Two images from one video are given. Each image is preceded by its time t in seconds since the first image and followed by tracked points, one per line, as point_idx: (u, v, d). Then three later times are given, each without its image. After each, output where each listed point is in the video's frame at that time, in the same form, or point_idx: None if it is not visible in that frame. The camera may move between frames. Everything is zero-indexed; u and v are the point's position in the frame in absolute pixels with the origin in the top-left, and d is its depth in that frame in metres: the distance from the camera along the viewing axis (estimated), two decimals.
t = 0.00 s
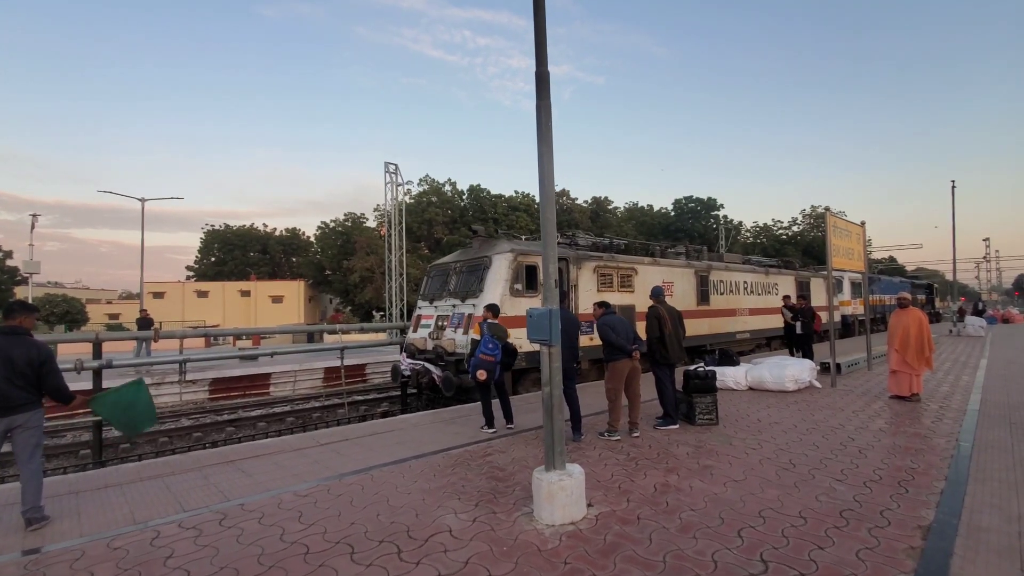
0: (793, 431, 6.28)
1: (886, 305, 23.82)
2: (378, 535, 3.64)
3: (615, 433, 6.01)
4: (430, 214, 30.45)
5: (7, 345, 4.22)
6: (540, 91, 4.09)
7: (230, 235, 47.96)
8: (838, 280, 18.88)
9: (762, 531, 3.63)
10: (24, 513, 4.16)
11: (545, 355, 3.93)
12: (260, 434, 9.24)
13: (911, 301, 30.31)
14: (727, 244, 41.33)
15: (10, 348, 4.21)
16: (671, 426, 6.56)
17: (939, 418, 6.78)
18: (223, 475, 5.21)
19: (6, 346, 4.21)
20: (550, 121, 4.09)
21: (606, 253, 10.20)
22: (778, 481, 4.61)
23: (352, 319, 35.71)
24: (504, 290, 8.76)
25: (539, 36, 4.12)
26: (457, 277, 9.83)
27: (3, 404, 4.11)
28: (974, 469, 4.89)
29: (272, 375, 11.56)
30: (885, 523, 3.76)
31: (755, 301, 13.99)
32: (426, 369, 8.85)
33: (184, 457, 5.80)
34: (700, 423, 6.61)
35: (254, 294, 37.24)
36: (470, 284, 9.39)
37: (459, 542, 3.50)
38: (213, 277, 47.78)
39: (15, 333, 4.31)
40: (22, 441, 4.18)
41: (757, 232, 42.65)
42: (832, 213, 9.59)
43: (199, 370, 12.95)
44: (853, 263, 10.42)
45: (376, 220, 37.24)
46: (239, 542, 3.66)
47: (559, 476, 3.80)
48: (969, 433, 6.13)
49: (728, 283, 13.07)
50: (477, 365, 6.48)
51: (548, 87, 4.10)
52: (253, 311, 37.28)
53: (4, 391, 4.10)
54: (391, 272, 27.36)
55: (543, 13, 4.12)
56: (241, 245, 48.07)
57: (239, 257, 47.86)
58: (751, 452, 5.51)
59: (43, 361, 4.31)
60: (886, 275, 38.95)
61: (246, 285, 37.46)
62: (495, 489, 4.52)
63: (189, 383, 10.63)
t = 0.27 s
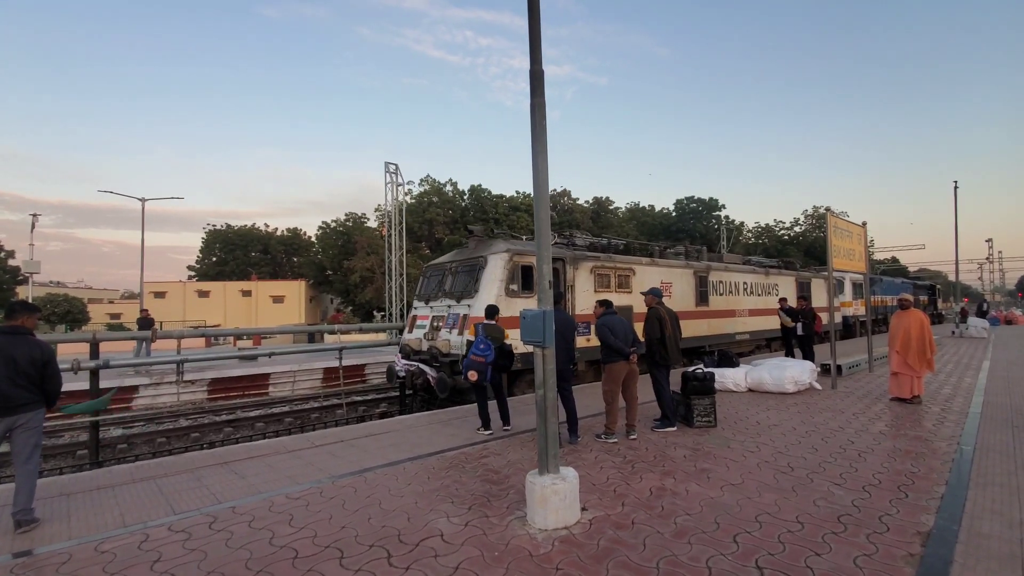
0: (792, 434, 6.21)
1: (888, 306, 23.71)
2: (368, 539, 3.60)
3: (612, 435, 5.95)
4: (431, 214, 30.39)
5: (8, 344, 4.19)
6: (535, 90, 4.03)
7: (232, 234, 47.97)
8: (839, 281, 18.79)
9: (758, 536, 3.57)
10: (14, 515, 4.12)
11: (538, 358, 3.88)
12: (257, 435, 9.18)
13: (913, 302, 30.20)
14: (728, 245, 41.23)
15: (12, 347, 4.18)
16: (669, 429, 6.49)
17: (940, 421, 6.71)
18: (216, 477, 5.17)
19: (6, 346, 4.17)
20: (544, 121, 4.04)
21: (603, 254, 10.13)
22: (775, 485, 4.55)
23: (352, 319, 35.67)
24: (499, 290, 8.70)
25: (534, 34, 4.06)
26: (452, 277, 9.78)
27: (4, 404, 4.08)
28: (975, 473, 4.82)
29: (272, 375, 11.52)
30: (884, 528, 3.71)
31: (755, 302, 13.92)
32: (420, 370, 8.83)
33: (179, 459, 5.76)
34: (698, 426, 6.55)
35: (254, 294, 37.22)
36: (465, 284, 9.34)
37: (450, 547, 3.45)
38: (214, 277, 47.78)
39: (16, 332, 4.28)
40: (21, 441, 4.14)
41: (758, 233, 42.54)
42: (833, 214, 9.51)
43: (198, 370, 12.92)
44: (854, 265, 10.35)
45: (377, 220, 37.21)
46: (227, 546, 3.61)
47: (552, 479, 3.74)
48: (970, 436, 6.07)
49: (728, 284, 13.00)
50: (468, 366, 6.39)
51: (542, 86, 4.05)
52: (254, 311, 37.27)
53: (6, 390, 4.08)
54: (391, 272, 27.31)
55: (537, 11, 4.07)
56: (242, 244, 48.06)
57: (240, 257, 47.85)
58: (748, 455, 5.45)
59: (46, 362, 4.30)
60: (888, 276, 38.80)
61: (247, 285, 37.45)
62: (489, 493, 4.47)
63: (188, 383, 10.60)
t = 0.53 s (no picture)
0: (790, 434, 6.19)
1: (889, 305, 23.65)
2: (361, 540, 3.58)
3: (609, 436, 5.93)
4: (432, 214, 30.36)
5: (17, 345, 4.22)
6: (529, 89, 4.01)
7: (233, 235, 48.00)
8: (839, 281, 18.74)
9: (752, 537, 3.55)
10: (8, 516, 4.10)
11: (532, 358, 3.86)
12: (256, 435, 9.15)
13: (914, 302, 30.12)
14: (729, 245, 41.16)
15: (21, 347, 4.21)
16: (666, 429, 6.47)
17: (939, 421, 6.68)
18: (211, 477, 5.15)
19: (16, 346, 4.20)
20: (538, 119, 4.02)
21: (600, 253, 10.11)
22: (771, 485, 4.53)
23: (353, 319, 35.66)
24: (494, 290, 8.70)
25: (527, 33, 4.04)
26: (448, 277, 9.76)
27: (8, 404, 4.08)
28: (973, 474, 4.80)
29: (271, 375, 11.51)
30: (880, 529, 3.68)
31: (754, 301, 13.90)
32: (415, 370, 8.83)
33: (175, 459, 5.74)
34: (696, 426, 6.51)
35: (255, 295, 37.23)
36: (460, 284, 9.33)
37: (442, 548, 3.43)
38: (215, 277, 47.80)
39: (25, 332, 4.31)
40: (20, 441, 4.13)
41: (759, 233, 42.49)
42: (832, 213, 9.48)
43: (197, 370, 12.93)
44: (853, 264, 10.32)
45: (378, 220, 37.21)
46: (220, 547, 3.61)
47: (546, 480, 3.72)
48: (969, 436, 6.03)
49: (726, 284, 12.98)
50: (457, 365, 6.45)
51: (536, 84, 4.03)
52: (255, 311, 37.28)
53: (11, 390, 4.08)
54: (392, 272, 27.29)
55: (531, 8, 4.05)
56: (243, 245, 48.07)
57: (241, 257, 47.88)
58: (745, 455, 5.43)
59: (53, 364, 4.32)
60: (890, 276, 38.70)
61: (247, 285, 37.47)
62: (483, 493, 4.45)
63: (187, 383, 10.60)
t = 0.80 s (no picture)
0: (782, 432, 6.20)
1: (883, 305, 23.73)
2: (350, 539, 3.58)
3: (601, 434, 5.94)
4: (429, 214, 30.34)
5: (14, 344, 4.22)
6: (519, 87, 4.02)
7: (229, 234, 47.91)
8: (834, 280, 18.80)
9: (741, 535, 3.57)
10: None
11: (521, 356, 3.86)
12: (251, 434, 9.11)
13: (910, 301, 30.20)
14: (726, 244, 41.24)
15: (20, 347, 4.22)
16: (658, 428, 6.48)
17: (931, 420, 6.71)
18: (203, 476, 5.15)
19: (13, 345, 4.20)
20: (528, 117, 4.02)
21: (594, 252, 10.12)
22: (762, 483, 4.55)
23: (350, 319, 35.62)
24: (486, 289, 8.71)
25: (517, 31, 4.04)
26: (440, 276, 9.76)
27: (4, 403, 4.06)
28: (964, 472, 4.81)
29: (267, 375, 11.49)
30: (868, 527, 3.70)
31: (748, 300, 13.93)
32: (407, 370, 8.85)
33: (168, 458, 5.73)
34: (688, 424, 6.52)
35: (252, 294, 37.17)
36: (452, 283, 9.33)
37: (431, 546, 3.43)
38: (212, 277, 47.71)
39: (22, 332, 4.32)
40: (12, 440, 4.10)
41: (756, 232, 42.57)
42: (826, 213, 9.51)
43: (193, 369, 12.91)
44: (847, 263, 10.35)
45: (375, 220, 37.19)
46: (209, 546, 3.60)
47: (535, 478, 3.73)
48: (960, 435, 6.06)
49: (721, 283, 13.00)
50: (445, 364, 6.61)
51: (526, 83, 4.03)
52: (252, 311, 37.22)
53: (8, 389, 4.07)
54: (389, 272, 27.29)
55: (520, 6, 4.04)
56: (240, 244, 47.99)
57: (237, 257, 47.79)
58: (737, 453, 5.44)
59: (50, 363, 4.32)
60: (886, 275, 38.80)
61: (244, 284, 37.39)
62: (474, 492, 4.45)
63: (182, 382, 10.59)
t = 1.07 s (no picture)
0: (763, 429, 6.29)
1: (865, 304, 24.10)
2: (330, 539, 3.57)
3: (584, 432, 5.98)
4: (417, 214, 30.24)
5: None
6: (500, 87, 4.03)
7: (215, 233, 47.38)
8: (817, 280, 19.07)
9: (718, 530, 3.61)
10: None
11: (502, 354, 3.87)
12: (235, 435, 9.00)
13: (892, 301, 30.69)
14: (712, 244, 41.59)
15: None
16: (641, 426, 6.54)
17: (908, 416, 6.84)
18: (183, 478, 5.09)
19: None
20: (509, 116, 4.03)
21: (578, 252, 10.17)
22: (741, 479, 4.61)
23: (337, 319, 35.39)
24: (469, 289, 8.71)
25: (498, 31, 4.05)
26: (423, 275, 9.75)
27: None
28: (937, 468, 4.91)
29: (252, 375, 11.37)
30: (843, 522, 3.77)
31: (732, 300, 14.07)
32: (389, 370, 8.85)
33: (148, 460, 5.66)
34: (671, 422, 6.58)
35: (238, 294, 36.78)
36: (435, 283, 9.33)
37: (412, 545, 3.44)
38: (197, 277, 47.15)
39: None
40: None
41: (742, 232, 43.00)
42: (807, 213, 9.64)
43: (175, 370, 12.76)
44: (828, 263, 10.50)
45: (363, 219, 37.02)
46: (187, 547, 3.58)
47: (516, 476, 3.75)
48: (935, 431, 6.18)
49: (704, 282, 13.13)
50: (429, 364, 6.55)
51: (507, 82, 4.04)
52: (237, 311, 36.84)
53: None
54: (376, 271, 27.16)
55: (501, 6, 4.06)
56: (225, 244, 47.46)
57: (223, 256, 47.23)
58: (717, 450, 5.51)
59: (20, 360, 4.25)
60: (869, 275, 39.38)
61: (230, 284, 36.99)
62: (456, 490, 4.46)
63: (165, 383, 10.47)
